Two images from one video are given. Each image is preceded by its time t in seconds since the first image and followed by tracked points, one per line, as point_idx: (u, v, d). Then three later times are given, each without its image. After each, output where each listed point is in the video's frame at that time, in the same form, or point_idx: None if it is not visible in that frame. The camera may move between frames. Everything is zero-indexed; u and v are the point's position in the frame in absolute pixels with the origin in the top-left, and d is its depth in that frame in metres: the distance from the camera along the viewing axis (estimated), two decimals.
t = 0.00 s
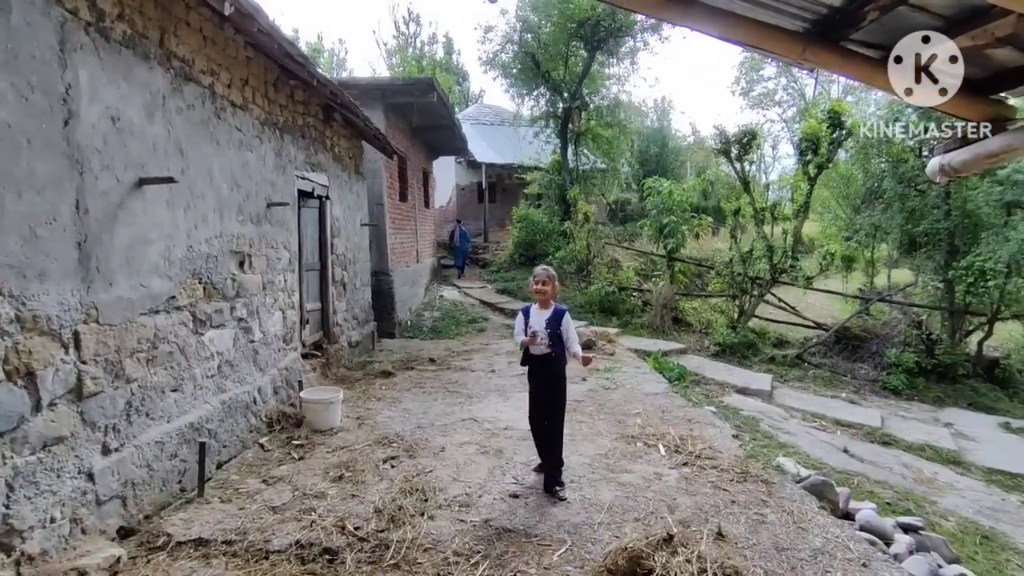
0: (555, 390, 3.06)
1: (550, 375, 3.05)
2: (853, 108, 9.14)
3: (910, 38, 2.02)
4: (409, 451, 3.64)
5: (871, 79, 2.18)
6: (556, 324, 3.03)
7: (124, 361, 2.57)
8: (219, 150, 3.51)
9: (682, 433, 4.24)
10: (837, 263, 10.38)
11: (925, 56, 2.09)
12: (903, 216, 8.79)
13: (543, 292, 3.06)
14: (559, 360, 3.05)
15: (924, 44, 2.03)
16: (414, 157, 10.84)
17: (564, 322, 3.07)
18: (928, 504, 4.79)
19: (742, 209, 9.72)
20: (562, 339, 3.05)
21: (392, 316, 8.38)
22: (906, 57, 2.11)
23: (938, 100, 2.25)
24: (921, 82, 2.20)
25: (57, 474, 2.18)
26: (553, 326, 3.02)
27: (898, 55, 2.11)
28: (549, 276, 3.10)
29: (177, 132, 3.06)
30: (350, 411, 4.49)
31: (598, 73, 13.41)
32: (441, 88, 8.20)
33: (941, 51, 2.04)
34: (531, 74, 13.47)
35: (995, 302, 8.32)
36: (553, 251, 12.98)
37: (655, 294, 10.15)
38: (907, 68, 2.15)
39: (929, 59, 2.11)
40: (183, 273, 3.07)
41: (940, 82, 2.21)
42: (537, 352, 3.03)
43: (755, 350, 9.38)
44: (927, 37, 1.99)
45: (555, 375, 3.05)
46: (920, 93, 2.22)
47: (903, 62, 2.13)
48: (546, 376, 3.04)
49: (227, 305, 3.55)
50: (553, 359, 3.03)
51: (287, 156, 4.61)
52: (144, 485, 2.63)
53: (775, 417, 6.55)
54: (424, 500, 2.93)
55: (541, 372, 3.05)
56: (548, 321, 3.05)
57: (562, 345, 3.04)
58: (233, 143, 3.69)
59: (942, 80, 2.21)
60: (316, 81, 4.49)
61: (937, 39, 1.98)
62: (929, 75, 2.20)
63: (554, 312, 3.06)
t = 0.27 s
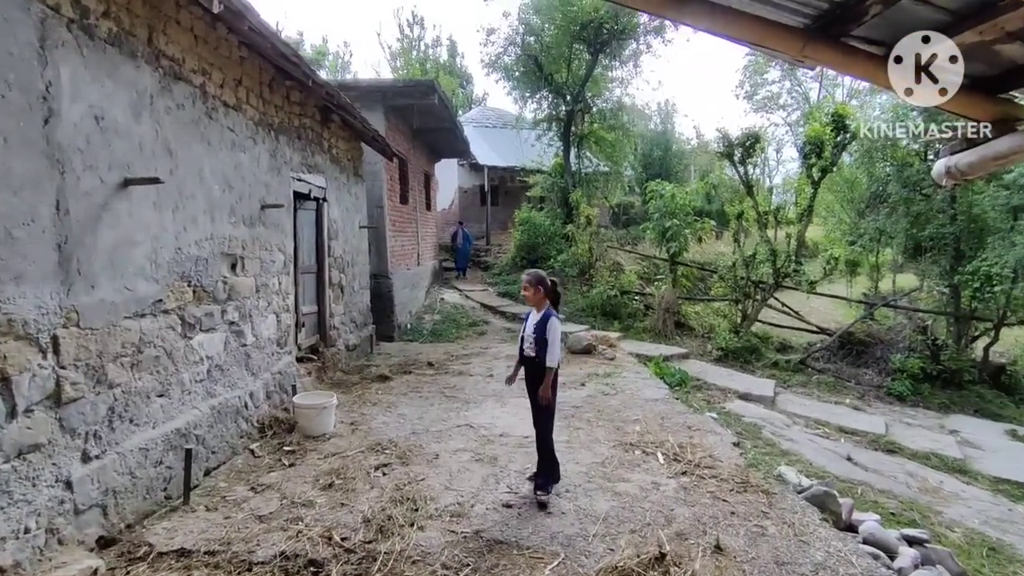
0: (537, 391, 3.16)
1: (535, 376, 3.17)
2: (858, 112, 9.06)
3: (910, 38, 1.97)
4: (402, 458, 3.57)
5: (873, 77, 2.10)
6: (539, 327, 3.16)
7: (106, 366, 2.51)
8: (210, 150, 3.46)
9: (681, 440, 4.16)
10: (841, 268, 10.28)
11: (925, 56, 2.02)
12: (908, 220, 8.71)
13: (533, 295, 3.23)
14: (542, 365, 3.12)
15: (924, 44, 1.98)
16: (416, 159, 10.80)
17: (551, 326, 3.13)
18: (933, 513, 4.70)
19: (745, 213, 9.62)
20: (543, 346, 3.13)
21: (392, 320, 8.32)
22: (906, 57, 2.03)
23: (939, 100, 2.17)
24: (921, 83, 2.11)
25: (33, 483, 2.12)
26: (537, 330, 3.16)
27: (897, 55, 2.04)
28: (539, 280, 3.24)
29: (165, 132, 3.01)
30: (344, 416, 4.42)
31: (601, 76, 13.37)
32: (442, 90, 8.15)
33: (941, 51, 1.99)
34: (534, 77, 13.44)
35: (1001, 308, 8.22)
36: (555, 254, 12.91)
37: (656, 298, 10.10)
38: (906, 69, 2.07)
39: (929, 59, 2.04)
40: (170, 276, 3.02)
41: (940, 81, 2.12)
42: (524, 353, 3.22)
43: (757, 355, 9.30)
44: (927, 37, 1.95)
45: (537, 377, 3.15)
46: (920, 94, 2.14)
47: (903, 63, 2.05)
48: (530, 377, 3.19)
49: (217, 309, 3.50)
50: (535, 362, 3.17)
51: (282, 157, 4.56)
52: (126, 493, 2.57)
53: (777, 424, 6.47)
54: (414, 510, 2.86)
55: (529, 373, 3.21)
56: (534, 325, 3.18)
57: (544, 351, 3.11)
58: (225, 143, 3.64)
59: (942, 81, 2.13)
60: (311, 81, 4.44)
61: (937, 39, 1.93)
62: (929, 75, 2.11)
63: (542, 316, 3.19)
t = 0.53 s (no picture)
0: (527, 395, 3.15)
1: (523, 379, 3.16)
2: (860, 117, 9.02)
3: (910, 38, 1.93)
4: (395, 465, 3.50)
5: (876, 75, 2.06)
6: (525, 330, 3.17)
7: (89, 370, 2.45)
8: (202, 150, 3.40)
9: (679, 448, 4.09)
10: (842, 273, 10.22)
11: (925, 56, 1.97)
12: (909, 226, 8.67)
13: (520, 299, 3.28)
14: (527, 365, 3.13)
15: (924, 45, 1.93)
16: (415, 162, 10.76)
17: (537, 328, 3.12)
18: (935, 524, 4.62)
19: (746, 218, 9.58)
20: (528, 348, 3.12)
21: (389, 323, 8.26)
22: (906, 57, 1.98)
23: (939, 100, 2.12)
24: (919, 83, 2.05)
25: (10, 491, 2.06)
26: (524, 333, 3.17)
27: (897, 55, 1.99)
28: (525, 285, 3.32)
29: (155, 130, 2.95)
30: (337, 421, 4.35)
31: (602, 80, 13.35)
32: (441, 92, 8.10)
33: (942, 51, 1.93)
34: (535, 80, 13.42)
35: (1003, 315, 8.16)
36: (554, 258, 12.86)
37: (656, 303, 10.04)
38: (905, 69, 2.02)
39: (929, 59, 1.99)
40: (158, 277, 2.95)
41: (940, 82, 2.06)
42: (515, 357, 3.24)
43: (757, 360, 9.25)
44: (927, 37, 1.90)
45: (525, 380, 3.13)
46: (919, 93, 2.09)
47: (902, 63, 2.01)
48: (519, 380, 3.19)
49: (208, 311, 3.43)
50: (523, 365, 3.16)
51: (277, 157, 4.50)
52: (109, 501, 2.51)
53: (777, 431, 6.40)
54: (406, 519, 2.79)
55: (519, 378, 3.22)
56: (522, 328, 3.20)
57: (529, 353, 3.09)
58: (218, 143, 3.58)
59: (942, 81, 2.06)
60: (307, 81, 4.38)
61: (937, 39, 1.89)
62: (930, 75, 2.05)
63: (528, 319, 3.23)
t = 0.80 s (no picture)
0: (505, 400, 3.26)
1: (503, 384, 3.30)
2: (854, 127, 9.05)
3: (910, 37, 1.89)
4: (385, 474, 3.41)
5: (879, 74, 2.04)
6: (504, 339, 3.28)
7: (67, 374, 2.35)
8: (190, 148, 3.31)
9: (676, 458, 4.03)
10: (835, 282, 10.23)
11: (925, 56, 1.93)
12: (903, 236, 8.69)
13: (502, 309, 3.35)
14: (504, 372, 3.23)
15: (924, 44, 1.89)
16: (409, 166, 10.70)
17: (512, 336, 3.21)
18: (933, 536, 4.57)
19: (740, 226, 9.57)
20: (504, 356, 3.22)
21: (381, 328, 8.16)
22: (906, 57, 1.94)
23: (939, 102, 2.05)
24: (920, 82, 2.01)
25: None
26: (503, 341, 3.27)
27: (897, 54, 1.94)
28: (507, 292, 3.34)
29: (141, 127, 2.87)
30: (326, 428, 4.25)
31: (597, 87, 13.36)
32: (436, 96, 8.04)
33: (943, 52, 1.89)
34: (530, 86, 13.41)
35: (995, 325, 8.17)
36: (548, 264, 12.81)
37: (650, 310, 10.02)
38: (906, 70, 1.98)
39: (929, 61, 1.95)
40: (142, 278, 2.86)
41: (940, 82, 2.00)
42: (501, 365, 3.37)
43: (751, 369, 9.23)
44: (927, 36, 1.86)
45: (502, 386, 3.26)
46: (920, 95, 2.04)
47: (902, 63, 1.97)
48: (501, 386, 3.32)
49: (194, 314, 3.34)
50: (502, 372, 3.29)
51: (268, 158, 4.41)
52: (84, 512, 2.41)
53: (772, 440, 6.35)
54: (395, 532, 2.70)
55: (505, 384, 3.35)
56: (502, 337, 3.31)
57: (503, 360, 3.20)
58: (207, 142, 3.50)
59: (942, 81, 2.00)
60: (300, 81, 4.30)
61: (938, 39, 1.85)
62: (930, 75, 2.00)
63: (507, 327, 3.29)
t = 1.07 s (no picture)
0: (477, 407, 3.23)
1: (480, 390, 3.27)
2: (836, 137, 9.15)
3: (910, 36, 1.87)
4: (367, 489, 3.26)
5: (876, 71, 1.98)
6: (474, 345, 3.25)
7: (24, 385, 2.18)
8: (164, 147, 3.16)
9: (666, 470, 3.94)
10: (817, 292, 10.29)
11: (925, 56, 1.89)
12: (884, 246, 8.77)
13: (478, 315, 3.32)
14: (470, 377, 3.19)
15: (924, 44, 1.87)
16: (393, 170, 10.55)
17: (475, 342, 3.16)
18: (922, 547, 4.54)
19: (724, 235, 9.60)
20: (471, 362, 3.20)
21: (363, 335, 7.99)
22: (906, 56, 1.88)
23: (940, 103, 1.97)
24: (921, 82, 1.92)
25: None
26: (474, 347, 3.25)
27: (897, 54, 1.88)
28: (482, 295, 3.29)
29: (111, 123, 2.72)
30: (305, 440, 4.08)
31: (582, 94, 13.38)
32: (421, 99, 7.93)
33: (943, 51, 1.87)
34: (515, 92, 13.38)
35: (973, 335, 8.28)
36: (533, 271, 12.74)
37: (635, 318, 9.98)
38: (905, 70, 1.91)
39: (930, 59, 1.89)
40: (110, 283, 2.70)
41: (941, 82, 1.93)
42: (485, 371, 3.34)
43: (735, 377, 9.23)
44: (927, 37, 1.85)
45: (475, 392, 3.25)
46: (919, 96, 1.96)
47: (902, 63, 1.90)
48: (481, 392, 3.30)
49: (166, 321, 3.17)
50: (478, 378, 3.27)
51: (248, 159, 4.26)
52: (41, 534, 2.23)
53: (759, 450, 6.32)
54: (378, 552, 2.56)
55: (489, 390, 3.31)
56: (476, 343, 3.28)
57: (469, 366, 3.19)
58: (182, 140, 3.34)
59: (942, 81, 1.93)
60: (281, 80, 4.16)
61: (938, 39, 1.85)
62: (930, 75, 1.92)
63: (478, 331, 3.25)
